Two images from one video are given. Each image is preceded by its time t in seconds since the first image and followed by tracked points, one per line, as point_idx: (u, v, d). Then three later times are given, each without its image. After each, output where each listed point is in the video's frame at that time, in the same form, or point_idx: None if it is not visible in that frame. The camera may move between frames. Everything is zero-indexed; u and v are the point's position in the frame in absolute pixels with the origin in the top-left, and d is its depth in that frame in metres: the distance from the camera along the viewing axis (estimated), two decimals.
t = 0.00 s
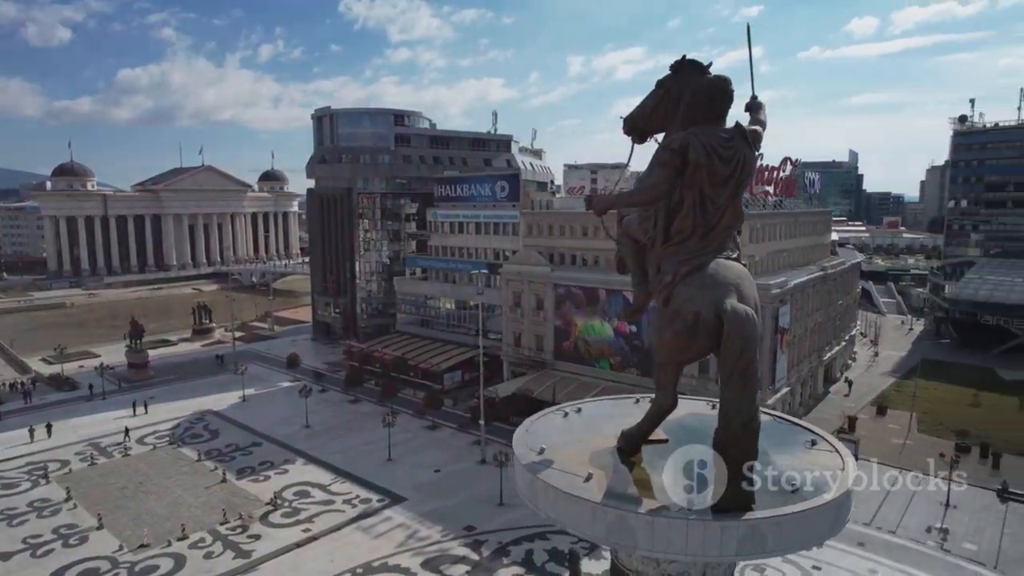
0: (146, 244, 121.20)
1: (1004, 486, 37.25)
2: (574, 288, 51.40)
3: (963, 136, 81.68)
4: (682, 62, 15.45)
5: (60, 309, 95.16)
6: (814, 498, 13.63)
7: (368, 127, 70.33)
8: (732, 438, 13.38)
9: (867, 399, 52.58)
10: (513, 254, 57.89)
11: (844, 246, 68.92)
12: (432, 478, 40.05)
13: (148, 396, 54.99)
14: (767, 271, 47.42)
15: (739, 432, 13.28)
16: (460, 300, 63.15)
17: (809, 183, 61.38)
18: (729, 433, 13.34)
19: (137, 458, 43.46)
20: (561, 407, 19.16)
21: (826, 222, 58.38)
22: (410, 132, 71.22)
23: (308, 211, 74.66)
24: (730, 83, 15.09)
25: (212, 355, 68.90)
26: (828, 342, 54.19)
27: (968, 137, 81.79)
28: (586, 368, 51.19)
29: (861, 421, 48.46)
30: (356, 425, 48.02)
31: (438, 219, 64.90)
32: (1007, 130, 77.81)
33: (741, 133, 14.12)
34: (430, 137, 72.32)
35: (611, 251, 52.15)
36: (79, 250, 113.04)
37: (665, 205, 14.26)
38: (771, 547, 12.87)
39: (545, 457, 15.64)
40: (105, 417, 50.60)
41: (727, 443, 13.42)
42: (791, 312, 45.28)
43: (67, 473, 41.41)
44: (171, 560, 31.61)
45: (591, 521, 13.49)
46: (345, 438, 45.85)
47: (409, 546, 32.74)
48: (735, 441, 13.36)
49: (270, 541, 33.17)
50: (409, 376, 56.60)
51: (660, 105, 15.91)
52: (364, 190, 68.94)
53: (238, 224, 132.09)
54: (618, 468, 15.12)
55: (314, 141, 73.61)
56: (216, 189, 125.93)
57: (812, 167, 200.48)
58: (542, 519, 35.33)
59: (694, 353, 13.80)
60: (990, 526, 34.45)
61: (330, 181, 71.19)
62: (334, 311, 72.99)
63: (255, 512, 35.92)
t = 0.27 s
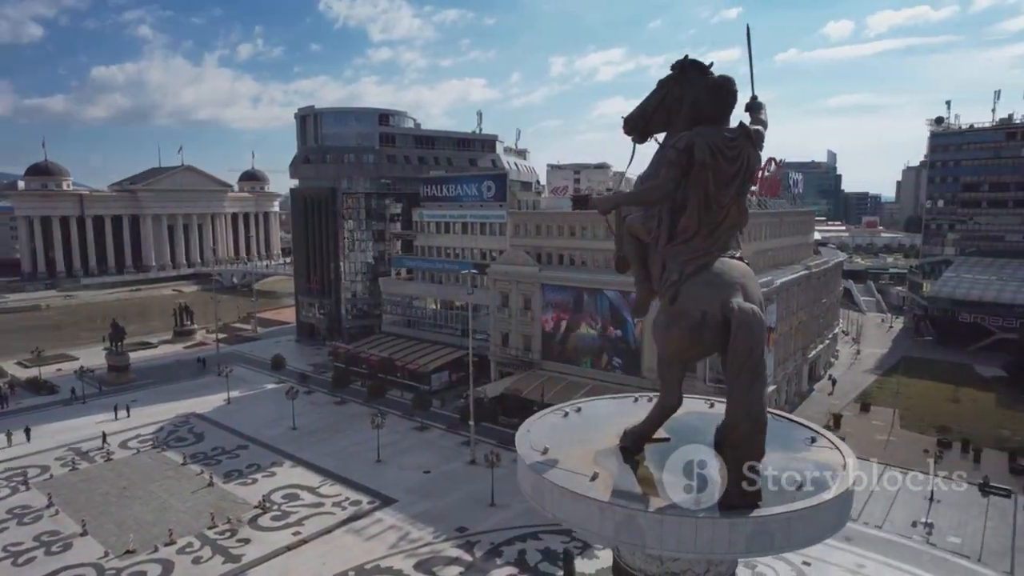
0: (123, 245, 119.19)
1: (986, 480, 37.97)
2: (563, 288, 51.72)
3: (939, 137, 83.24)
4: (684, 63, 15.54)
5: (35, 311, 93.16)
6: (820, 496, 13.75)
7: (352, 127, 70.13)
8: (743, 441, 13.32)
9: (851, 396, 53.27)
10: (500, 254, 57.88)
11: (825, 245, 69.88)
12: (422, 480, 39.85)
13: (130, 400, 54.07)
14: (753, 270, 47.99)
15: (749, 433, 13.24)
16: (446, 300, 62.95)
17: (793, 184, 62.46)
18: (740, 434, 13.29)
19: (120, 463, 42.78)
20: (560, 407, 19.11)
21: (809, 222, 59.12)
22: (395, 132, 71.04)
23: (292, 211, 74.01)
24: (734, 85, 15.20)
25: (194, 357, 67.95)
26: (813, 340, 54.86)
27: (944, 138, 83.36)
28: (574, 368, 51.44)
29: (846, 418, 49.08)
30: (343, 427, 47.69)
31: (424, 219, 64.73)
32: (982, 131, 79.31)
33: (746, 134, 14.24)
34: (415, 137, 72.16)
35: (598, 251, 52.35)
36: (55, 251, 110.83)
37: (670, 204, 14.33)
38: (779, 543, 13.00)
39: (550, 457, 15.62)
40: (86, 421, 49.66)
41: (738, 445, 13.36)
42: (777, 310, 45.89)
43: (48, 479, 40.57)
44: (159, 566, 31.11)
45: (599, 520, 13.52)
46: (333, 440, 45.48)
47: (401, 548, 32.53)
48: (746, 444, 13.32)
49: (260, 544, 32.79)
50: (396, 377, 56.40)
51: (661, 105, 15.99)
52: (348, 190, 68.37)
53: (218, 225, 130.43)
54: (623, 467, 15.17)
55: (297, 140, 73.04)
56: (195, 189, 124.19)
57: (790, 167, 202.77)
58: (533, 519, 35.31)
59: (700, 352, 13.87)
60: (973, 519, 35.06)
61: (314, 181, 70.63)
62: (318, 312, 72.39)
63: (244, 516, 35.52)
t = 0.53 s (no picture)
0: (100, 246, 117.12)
1: (967, 475, 38.68)
2: (552, 288, 52.00)
3: (916, 137, 84.68)
4: (686, 63, 15.58)
5: (9, 314, 91.17)
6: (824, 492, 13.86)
7: (336, 126, 69.35)
8: (749, 440, 13.36)
9: (834, 393, 53.97)
10: (487, 254, 57.83)
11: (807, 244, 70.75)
12: (412, 481, 39.64)
13: (111, 403, 53.16)
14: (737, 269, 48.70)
15: (755, 432, 13.27)
16: (432, 300, 62.72)
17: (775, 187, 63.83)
18: (746, 433, 13.31)
19: (103, 467, 42.05)
20: (560, 406, 19.11)
21: (792, 221, 59.83)
22: (379, 131, 70.43)
23: (275, 211, 73.30)
24: (738, 84, 15.23)
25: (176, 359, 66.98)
26: (796, 339, 55.52)
27: (921, 138, 84.80)
28: (563, 368, 51.69)
29: (830, 415, 49.70)
30: (331, 428, 47.33)
31: (409, 219, 64.43)
32: (957, 132, 80.79)
33: (749, 134, 14.28)
34: (399, 136, 71.67)
35: (585, 251, 52.57)
36: (29, 252, 108.55)
37: (674, 203, 14.36)
38: (785, 540, 13.11)
39: (553, 456, 15.60)
40: (66, 425, 48.73)
41: (744, 444, 13.39)
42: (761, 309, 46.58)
43: (28, 485, 39.74)
44: (146, 572, 30.60)
45: (606, 519, 13.54)
46: (320, 441, 45.11)
47: (393, 550, 32.32)
48: (752, 443, 13.35)
49: (249, 548, 32.41)
50: (383, 378, 56.22)
51: (663, 104, 16.03)
52: (332, 190, 67.87)
53: (197, 225, 128.68)
54: (627, 466, 15.21)
55: (280, 139, 72.33)
56: (173, 188, 122.38)
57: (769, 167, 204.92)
58: (525, 518, 35.28)
59: (705, 351, 13.92)
60: (957, 513, 35.68)
61: (298, 180, 69.99)
62: (302, 313, 71.74)
63: (232, 520, 35.12)
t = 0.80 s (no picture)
0: (76, 247, 115.07)
1: (949, 469, 39.39)
2: (539, 288, 52.12)
3: (894, 138, 86.11)
4: (686, 62, 15.63)
5: None
6: (827, 487, 13.99)
7: (319, 125, 68.43)
8: (753, 439, 13.39)
9: (817, 391, 54.69)
10: (474, 254, 57.76)
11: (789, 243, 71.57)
12: (401, 482, 39.43)
13: (91, 407, 52.28)
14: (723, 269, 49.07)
15: (760, 432, 13.30)
16: (418, 300, 62.39)
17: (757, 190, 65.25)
18: (751, 432, 13.34)
19: (84, 472, 41.27)
20: (559, 406, 19.10)
21: (774, 221, 60.52)
22: (363, 130, 69.79)
23: (257, 211, 72.56)
24: (738, 84, 15.27)
25: (157, 361, 66.02)
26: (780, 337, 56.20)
27: (898, 139, 86.24)
28: (551, 368, 51.87)
29: (814, 412, 50.33)
30: (317, 430, 46.93)
31: (394, 219, 64.09)
32: (933, 133, 82.30)
33: (752, 134, 14.36)
34: (383, 136, 71.15)
35: (571, 251, 52.73)
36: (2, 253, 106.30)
37: (676, 204, 14.44)
38: (790, 537, 13.21)
39: (556, 457, 15.59)
40: (46, 430, 47.83)
41: (748, 443, 13.43)
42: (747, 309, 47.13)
43: (7, 491, 38.93)
44: None
45: (612, 519, 13.56)
46: (307, 444, 44.77)
47: (384, 552, 32.12)
48: (757, 443, 13.38)
49: (238, 552, 32.04)
50: (369, 379, 55.93)
51: (663, 104, 16.07)
52: (316, 190, 67.39)
53: (175, 226, 126.90)
54: (630, 466, 15.24)
55: (263, 139, 71.49)
56: (150, 189, 120.58)
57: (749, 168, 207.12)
58: (516, 519, 35.24)
59: (708, 350, 13.98)
60: (940, 508, 36.29)
61: (281, 180, 69.27)
62: (286, 314, 71.05)
63: (219, 524, 34.70)
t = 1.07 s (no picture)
0: (50, 248, 112.89)
1: (931, 465, 40.08)
2: (526, 288, 52.16)
3: (872, 139, 87.50)
4: (685, 63, 15.71)
5: None
6: (830, 481, 14.18)
7: (303, 125, 67.79)
8: (758, 438, 13.51)
9: (800, 388, 55.39)
10: (460, 254, 57.64)
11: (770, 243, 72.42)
12: (390, 484, 39.22)
13: (71, 411, 51.34)
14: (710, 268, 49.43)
15: (765, 431, 13.39)
16: (403, 301, 62.08)
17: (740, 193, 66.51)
18: (755, 432, 13.46)
19: (65, 478, 40.46)
20: (559, 406, 19.10)
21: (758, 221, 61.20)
22: (347, 130, 69.17)
23: (239, 212, 71.74)
24: (739, 84, 15.37)
25: (137, 364, 65.00)
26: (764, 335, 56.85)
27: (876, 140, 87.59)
28: (538, 367, 52.03)
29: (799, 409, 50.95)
30: (303, 433, 46.50)
31: (379, 219, 63.71)
32: (910, 134, 83.76)
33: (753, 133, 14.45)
34: (366, 135, 70.61)
35: (558, 250, 52.81)
36: None
37: (681, 204, 14.52)
38: (797, 533, 13.36)
39: (560, 457, 15.62)
40: (24, 434, 46.88)
41: (753, 442, 13.55)
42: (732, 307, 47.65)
43: None
44: None
45: (620, 518, 13.62)
46: (294, 446, 44.37)
47: (376, 554, 31.91)
48: (761, 442, 13.50)
49: (227, 557, 31.64)
50: (355, 381, 55.57)
51: (664, 105, 16.15)
52: (297, 189, 66.56)
53: (152, 226, 125.04)
54: (634, 465, 15.30)
55: (245, 138, 70.65)
56: (127, 189, 118.70)
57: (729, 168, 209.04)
58: (507, 519, 35.21)
59: (714, 349, 14.08)
60: (923, 502, 36.89)
61: (263, 180, 68.48)
62: (268, 315, 70.30)
63: (207, 528, 34.26)
